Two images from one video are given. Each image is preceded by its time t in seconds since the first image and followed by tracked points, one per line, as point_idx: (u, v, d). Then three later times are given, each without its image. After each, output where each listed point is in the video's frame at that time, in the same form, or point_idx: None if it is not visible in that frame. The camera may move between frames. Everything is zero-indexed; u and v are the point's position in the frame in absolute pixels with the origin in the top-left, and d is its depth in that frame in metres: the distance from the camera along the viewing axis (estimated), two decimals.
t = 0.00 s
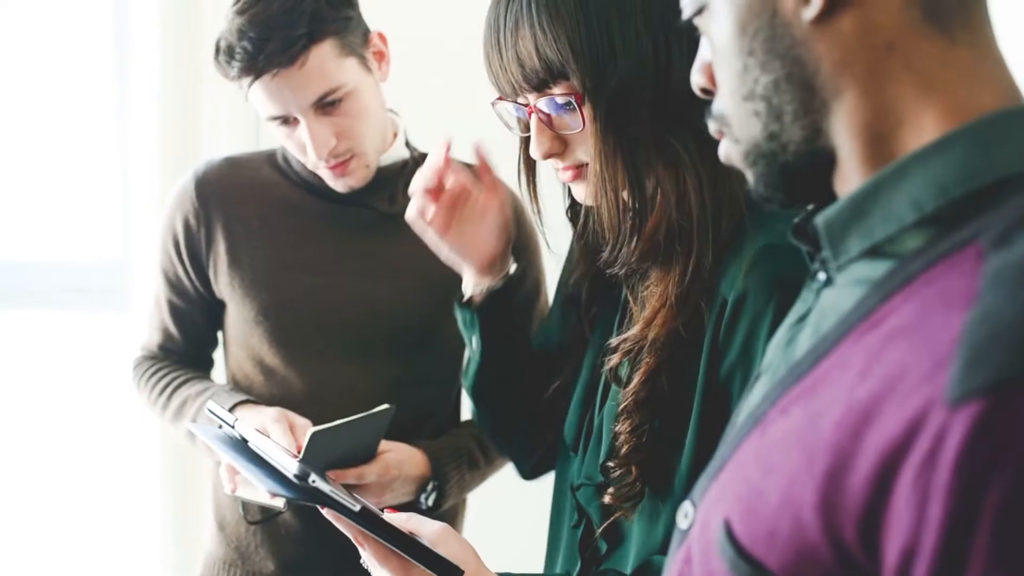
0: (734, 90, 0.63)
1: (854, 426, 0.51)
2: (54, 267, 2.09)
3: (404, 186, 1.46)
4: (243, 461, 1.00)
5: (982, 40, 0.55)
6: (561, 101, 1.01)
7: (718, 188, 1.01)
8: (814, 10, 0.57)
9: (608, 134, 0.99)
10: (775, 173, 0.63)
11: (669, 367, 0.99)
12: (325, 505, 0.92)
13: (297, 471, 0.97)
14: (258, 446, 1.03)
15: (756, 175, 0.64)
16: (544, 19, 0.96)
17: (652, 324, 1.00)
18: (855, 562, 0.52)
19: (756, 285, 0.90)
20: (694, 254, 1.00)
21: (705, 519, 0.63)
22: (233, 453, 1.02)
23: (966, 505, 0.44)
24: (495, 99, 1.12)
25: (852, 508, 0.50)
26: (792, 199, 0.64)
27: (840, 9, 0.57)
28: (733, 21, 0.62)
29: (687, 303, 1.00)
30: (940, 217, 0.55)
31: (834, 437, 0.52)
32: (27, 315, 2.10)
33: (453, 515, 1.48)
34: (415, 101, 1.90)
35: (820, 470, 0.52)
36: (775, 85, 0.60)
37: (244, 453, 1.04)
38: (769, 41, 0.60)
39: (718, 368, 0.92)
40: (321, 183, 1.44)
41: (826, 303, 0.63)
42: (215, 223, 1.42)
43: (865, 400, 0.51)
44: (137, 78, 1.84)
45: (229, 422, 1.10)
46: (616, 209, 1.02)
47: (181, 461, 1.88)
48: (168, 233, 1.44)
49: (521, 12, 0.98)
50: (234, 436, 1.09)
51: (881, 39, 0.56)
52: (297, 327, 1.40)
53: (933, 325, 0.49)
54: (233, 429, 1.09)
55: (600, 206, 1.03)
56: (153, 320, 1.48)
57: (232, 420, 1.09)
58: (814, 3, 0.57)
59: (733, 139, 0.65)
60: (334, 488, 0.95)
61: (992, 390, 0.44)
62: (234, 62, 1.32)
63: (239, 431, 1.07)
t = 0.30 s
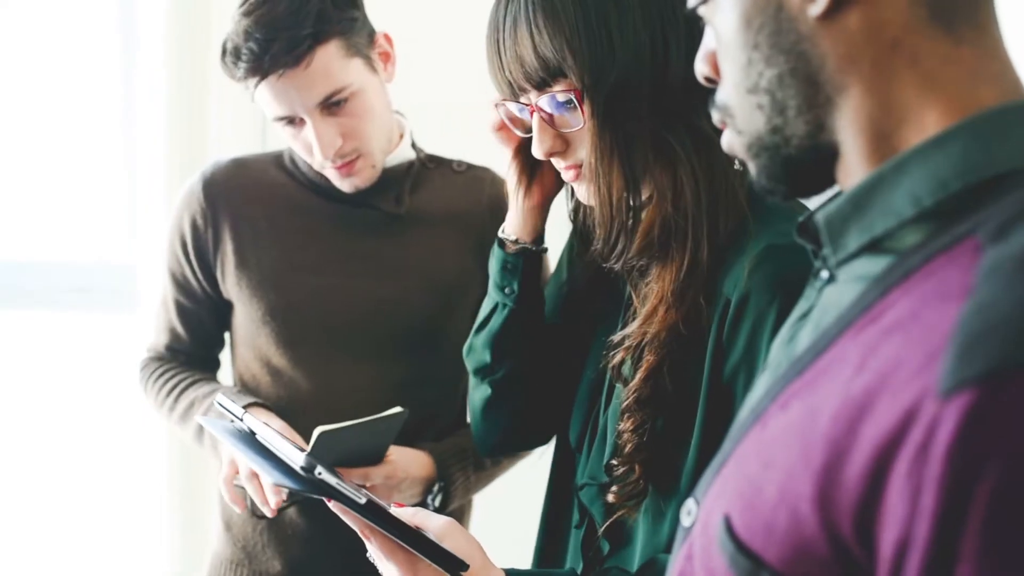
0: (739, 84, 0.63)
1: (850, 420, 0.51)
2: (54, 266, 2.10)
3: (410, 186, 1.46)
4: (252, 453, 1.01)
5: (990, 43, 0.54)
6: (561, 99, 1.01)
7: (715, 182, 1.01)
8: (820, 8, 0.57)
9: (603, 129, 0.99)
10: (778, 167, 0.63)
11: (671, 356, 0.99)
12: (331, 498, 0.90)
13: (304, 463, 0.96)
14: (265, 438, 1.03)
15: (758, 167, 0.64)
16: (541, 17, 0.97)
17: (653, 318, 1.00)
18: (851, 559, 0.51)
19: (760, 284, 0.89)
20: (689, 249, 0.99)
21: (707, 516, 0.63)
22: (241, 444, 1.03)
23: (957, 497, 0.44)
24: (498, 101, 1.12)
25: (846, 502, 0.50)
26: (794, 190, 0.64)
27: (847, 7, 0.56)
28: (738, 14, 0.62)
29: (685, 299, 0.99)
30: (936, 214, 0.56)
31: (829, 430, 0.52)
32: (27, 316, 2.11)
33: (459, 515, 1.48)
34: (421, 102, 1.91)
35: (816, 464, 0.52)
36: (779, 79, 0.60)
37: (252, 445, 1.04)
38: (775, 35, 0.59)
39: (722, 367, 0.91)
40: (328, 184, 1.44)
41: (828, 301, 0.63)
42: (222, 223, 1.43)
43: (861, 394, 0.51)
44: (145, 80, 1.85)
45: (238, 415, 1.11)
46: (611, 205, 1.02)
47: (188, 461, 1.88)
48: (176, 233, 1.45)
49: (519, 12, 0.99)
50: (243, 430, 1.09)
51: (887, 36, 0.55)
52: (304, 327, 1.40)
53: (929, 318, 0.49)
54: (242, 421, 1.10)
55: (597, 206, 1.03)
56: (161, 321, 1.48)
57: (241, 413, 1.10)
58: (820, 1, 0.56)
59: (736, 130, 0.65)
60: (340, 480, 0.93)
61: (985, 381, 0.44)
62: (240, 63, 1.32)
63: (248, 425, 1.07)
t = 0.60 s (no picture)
0: (733, 85, 0.63)
1: (841, 411, 0.51)
2: (52, 266, 2.10)
3: (409, 187, 1.46)
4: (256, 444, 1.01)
5: (978, 41, 0.55)
6: (569, 93, 1.00)
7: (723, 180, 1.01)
8: (811, 8, 0.57)
9: (615, 126, 0.99)
10: (772, 167, 0.63)
11: (672, 359, 0.99)
12: (335, 489, 0.90)
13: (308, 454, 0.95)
14: (270, 429, 1.03)
15: (754, 168, 0.64)
16: (557, 10, 0.97)
17: (655, 321, 1.00)
18: (846, 550, 0.51)
19: (760, 287, 0.90)
20: (694, 251, 1.00)
21: (707, 513, 0.63)
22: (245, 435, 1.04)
23: (944, 482, 0.44)
24: (500, 93, 1.11)
25: (838, 492, 0.50)
26: (791, 188, 0.64)
27: (838, 7, 0.56)
28: (731, 17, 0.62)
29: (688, 302, 0.99)
30: (927, 208, 0.55)
31: (821, 422, 0.52)
32: (25, 317, 2.11)
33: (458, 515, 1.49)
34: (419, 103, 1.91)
35: (808, 456, 0.52)
36: (772, 80, 0.60)
37: (256, 435, 1.05)
38: (767, 37, 0.60)
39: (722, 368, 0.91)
40: (326, 185, 1.45)
41: (824, 298, 0.62)
42: (221, 224, 1.44)
43: (853, 385, 0.51)
44: (144, 82, 1.86)
45: (242, 406, 1.11)
46: (619, 209, 1.03)
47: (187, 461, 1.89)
48: (175, 235, 1.45)
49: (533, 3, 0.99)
50: (248, 420, 1.10)
51: (879, 35, 0.55)
52: (303, 328, 1.40)
53: (918, 309, 0.49)
54: (247, 411, 1.09)
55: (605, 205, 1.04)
56: (160, 322, 1.49)
57: (245, 403, 1.10)
58: (811, 1, 0.57)
59: (731, 132, 0.65)
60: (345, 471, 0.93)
61: (971, 367, 0.44)
62: (237, 65, 1.32)
63: (252, 414, 1.07)
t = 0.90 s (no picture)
0: (732, 88, 0.63)
1: (847, 409, 0.51)
2: (53, 267, 2.09)
3: (407, 188, 1.47)
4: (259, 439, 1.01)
5: (976, 36, 0.55)
6: (583, 86, 1.02)
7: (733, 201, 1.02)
8: (809, 9, 0.57)
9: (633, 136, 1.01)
10: (773, 169, 0.63)
11: (665, 385, 0.99)
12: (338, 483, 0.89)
13: (314, 448, 0.95)
14: (273, 425, 1.03)
15: (754, 171, 0.64)
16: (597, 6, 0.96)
17: (646, 339, 1.00)
18: (852, 547, 0.51)
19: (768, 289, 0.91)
20: (693, 277, 1.00)
21: (708, 513, 0.62)
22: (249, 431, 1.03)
23: (951, 478, 0.44)
24: (519, 60, 1.12)
25: (845, 489, 0.50)
26: (792, 192, 0.64)
27: (837, 7, 0.57)
28: (728, 20, 0.62)
29: (680, 328, 0.99)
30: (929, 207, 0.56)
31: (827, 420, 0.52)
32: (27, 318, 2.10)
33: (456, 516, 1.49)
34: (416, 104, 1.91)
35: (814, 453, 0.52)
36: (772, 82, 0.60)
37: (259, 432, 1.04)
38: (766, 39, 0.60)
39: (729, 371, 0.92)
40: (325, 186, 1.45)
41: (826, 298, 0.62)
42: (220, 225, 1.44)
43: (858, 382, 0.51)
44: (144, 83, 1.86)
45: (246, 402, 1.10)
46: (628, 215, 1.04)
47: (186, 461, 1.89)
48: (174, 235, 1.45)
49: None
50: (251, 415, 1.09)
51: (878, 36, 0.56)
52: (303, 328, 1.40)
53: (923, 307, 0.49)
54: (250, 408, 1.09)
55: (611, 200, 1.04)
56: (159, 322, 1.49)
57: (249, 400, 1.10)
58: (809, 2, 0.57)
59: (731, 136, 0.65)
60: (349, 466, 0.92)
61: (977, 365, 0.45)
62: (236, 66, 1.32)
63: (257, 411, 1.07)
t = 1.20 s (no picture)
0: (734, 93, 0.63)
1: (850, 401, 0.51)
2: (55, 271, 2.09)
3: (406, 193, 1.47)
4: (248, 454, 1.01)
5: (976, 39, 0.56)
6: (587, 93, 1.01)
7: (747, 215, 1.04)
8: (810, 13, 0.57)
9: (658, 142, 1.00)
10: (774, 173, 0.63)
11: (663, 387, 1.00)
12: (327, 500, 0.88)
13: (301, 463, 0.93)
14: (263, 438, 1.04)
15: (756, 176, 0.64)
16: (602, 20, 0.97)
17: (649, 343, 1.01)
18: (853, 538, 0.51)
19: (762, 295, 0.92)
20: (704, 281, 1.01)
21: (712, 508, 0.63)
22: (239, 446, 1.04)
23: (953, 464, 0.45)
24: (523, 67, 1.12)
25: (847, 480, 0.50)
26: (795, 197, 0.65)
27: (837, 11, 0.57)
28: (730, 24, 0.62)
29: (685, 332, 1.00)
30: (935, 208, 0.56)
31: (830, 412, 0.52)
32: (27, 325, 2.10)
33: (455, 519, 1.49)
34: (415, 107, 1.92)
35: (816, 445, 0.53)
36: (773, 86, 0.60)
37: (251, 445, 1.05)
38: (768, 44, 0.60)
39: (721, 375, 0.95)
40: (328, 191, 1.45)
41: (831, 297, 0.64)
42: (220, 228, 1.44)
43: (861, 374, 0.52)
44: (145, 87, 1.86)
45: (238, 416, 1.12)
46: (654, 223, 1.02)
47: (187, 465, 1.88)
48: (173, 238, 1.45)
49: None
50: (244, 430, 1.11)
51: (879, 39, 0.56)
52: (302, 332, 1.40)
53: (928, 302, 0.50)
54: (242, 421, 1.11)
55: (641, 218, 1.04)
56: (159, 326, 1.49)
57: (241, 414, 1.11)
58: (810, 6, 0.57)
59: (733, 141, 0.65)
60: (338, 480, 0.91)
61: (979, 355, 0.45)
62: (236, 70, 1.33)
63: (249, 425, 1.09)
